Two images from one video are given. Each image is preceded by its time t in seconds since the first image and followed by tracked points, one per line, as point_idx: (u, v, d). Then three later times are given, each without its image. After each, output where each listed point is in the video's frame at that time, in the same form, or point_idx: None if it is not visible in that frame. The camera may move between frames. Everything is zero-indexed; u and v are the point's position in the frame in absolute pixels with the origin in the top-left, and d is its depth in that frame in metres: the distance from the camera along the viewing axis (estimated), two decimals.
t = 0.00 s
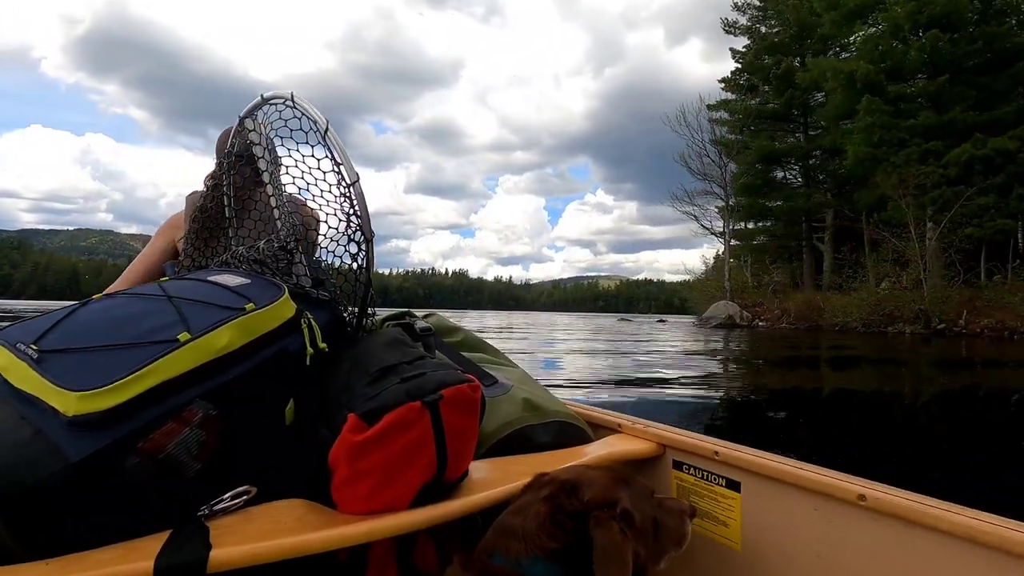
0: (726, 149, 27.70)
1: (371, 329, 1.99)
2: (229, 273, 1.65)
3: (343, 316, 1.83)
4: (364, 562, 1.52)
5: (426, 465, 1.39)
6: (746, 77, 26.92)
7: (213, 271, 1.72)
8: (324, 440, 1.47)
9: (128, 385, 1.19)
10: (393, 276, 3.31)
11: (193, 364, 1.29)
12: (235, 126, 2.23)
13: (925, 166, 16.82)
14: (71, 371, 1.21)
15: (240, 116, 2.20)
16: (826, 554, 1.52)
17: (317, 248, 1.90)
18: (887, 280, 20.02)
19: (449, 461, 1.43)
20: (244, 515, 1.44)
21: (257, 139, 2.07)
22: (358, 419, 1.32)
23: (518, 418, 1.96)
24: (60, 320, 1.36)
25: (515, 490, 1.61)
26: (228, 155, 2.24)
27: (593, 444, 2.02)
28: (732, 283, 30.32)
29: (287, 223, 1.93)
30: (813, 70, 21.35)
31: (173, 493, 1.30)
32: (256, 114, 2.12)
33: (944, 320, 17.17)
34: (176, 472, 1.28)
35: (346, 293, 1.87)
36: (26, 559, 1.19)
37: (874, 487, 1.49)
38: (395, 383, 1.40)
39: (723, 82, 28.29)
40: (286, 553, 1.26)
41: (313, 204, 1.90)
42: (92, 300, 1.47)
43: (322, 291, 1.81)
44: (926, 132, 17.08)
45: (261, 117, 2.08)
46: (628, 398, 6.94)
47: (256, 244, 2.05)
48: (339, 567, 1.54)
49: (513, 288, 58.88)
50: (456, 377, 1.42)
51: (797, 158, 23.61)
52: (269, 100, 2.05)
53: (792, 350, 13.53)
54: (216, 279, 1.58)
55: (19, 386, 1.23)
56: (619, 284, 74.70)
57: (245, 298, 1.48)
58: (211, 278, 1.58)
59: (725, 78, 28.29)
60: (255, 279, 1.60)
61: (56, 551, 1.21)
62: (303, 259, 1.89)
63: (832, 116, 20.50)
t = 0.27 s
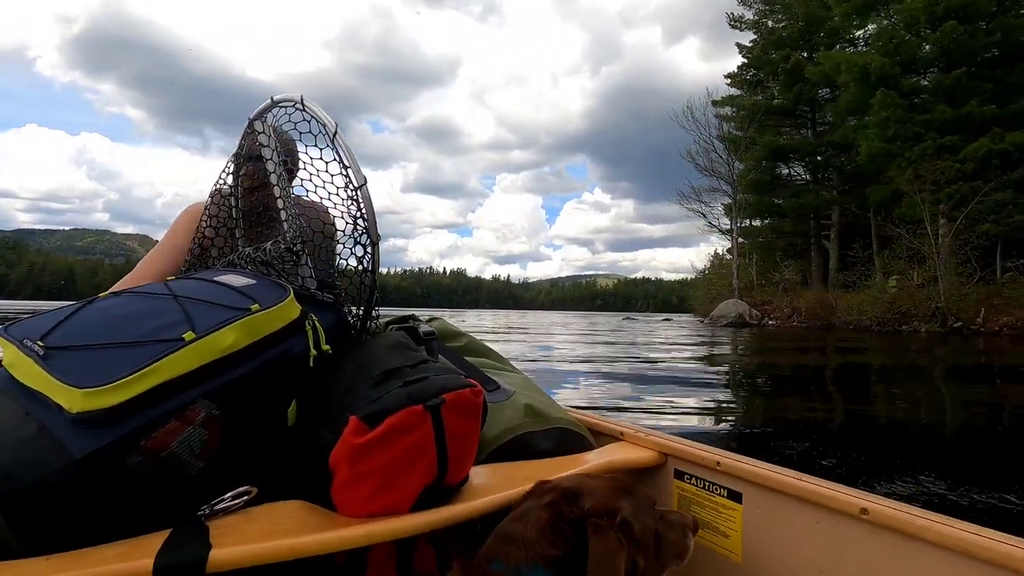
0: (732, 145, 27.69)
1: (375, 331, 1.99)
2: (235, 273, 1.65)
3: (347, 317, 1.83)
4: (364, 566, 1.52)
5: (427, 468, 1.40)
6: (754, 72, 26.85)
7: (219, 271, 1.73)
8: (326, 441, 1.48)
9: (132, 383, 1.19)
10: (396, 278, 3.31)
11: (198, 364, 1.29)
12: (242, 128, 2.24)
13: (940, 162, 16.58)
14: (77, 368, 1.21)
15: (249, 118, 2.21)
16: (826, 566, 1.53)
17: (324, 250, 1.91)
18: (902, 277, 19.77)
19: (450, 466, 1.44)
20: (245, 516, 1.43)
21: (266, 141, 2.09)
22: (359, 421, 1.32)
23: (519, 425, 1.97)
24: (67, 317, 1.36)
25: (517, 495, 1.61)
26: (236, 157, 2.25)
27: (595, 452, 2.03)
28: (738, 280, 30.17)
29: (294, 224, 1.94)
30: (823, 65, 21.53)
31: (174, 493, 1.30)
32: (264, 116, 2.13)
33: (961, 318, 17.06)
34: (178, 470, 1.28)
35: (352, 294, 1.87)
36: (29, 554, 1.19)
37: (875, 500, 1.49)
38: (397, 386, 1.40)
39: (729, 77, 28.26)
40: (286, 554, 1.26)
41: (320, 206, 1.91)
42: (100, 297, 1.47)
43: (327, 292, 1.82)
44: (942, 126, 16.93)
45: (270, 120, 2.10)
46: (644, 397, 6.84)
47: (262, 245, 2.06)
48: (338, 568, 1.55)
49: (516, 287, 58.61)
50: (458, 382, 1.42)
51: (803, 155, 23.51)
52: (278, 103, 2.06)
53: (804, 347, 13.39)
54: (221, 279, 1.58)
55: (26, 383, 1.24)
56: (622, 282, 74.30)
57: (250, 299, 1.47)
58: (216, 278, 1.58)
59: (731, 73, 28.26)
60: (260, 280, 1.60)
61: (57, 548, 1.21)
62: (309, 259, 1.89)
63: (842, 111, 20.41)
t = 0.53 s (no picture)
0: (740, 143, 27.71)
1: (378, 334, 1.98)
2: (238, 275, 1.65)
3: (350, 320, 1.83)
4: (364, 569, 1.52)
5: (427, 472, 1.39)
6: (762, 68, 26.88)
7: (222, 272, 1.73)
8: (326, 444, 1.47)
9: (135, 384, 1.19)
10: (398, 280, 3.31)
11: (200, 365, 1.29)
12: (248, 130, 2.24)
13: (957, 157, 16.73)
14: (79, 367, 1.20)
15: (254, 120, 2.22)
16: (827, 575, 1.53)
17: (328, 253, 1.91)
18: (920, 273, 19.60)
19: (450, 470, 1.43)
20: (245, 517, 1.43)
21: (271, 143, 2.09)
22: (360, 424, 1.32)
23: (520, 430, 1.97)
24: (71, 316, 1.36)
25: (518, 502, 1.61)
26: (241, 159, 2.25)
27: (595, 458, 2.03)
28: (747, 279, 30.04)
29: (298, 227, 1.94)
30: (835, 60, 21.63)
31: (174, 494, 1.30)
32: (269, 119, 2.13)
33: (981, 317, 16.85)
34: (178, 471, 1.28)
35: (355, 296, 1.87)
36: (27, 555, 1.19)
37: (876, 509, 1.49)
38: (398, 390, 1.40)
39: (736, 74, 28.33)
40: (285, 557, 1.26)
41: (324, 209, 1.91)
42: (102, 298, 1.46)
43: (330, 295, 1.81)
44: (957, 120, 17.09)
45: (275, 122, 2.09)
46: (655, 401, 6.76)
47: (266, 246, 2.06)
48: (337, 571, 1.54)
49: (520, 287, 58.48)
50: (459, 385, 1.41)
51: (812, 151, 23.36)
52: (283, 106, 2.06)
53: (817, 347, 13.34)
54: (224, 281, 1.58)
55: (29, 382, 1.24)
56: (624, 282, 74.02)
57: (253, 300, 1.47)
58: (220, 280, 1.58)
59: (739, 70, 28.34)
60: (263, 282, 1.60)
61: (55, 548, 1.21)
62: (313, 261, 1.91)
63: (853, 106, 20.40)
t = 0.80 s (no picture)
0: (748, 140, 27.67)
1: (375, 337, 1.97)
2: (235, 278, 1.64)
3: (346, 322, 1.82)
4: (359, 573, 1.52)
5: (424, 476, 1.39)
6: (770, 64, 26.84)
7: (219, 273, 1.72)
8: (322, 446, 1.47)
9: (130, 386, 1.19)
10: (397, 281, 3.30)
11: (196, 367, 1.28)
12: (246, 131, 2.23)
13: (976, 151, 16.50)
14: (75, 370, 1.20)
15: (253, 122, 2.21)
16: None
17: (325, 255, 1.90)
18: (940, 271, 19.33)
19: (446, 474, 1.43)
20: (241, 520, 1.43)
21: (269, 146, 2.08)
22: (356, 427, 1.33)
23: (517, 433, 1.97)
24: (67, 317, 1.35)
25: (515, 505, 1.61)
26: (239, 160, 2.24)
27: (592, 461, 2.02)
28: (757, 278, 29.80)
29: (296, 230, 1.93)
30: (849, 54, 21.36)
31: (170, 496, 1.29)
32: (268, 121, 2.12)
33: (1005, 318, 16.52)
34: (173, 474, 1.27)
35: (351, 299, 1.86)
36: (21, 557, 1.18)
37: (874, 514, 1.49)
38: (395, 393, 1.39)
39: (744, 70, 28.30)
40: (279, 561, 1.25)
41: (323, 212, 1.90)
42: (99, 299, 1.46)
43: (326, 298, 1.80)
44: (975, 114, 17.07)
45: (274, 125, 2.08)
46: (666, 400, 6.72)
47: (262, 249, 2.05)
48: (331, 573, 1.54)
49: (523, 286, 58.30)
50: (458, 390, 1.41)
51: (823, 148, 23.06)
52: (283, 108, 2.05)
53: (830, 346, 13.26)
54: (222, 283, 1.57)
55: (24, 383, 1.23)
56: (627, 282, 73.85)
57: (250, 303, 1.46)
58: (217, 282, 1.57)
59: (747, 66, 28.31)
60: (260, 284, 1.59)
61: (51, 549, 1.21)
62: (310, 263, 1.87)
63: (867, 101, 20.24)
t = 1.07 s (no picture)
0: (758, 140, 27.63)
1: (371, 332, 1.95)
2: (229, 271, 1.63)
3: (341, 318, 1.79)
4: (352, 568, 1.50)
5: (418, 473, 1.38)
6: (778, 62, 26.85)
7: (214, 268, 1.71)
8: (317, 442, 1.46)
9: (124, 379, 1.18)
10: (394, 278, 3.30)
11: (190, 361, 1.28)
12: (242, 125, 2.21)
13: (998, 150, 16.45)
14: (67, 362, 1.19)
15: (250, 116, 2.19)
16: None
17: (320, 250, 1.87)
18: (955, 271, 19.23)
19: (441, 471, 1.41)
20: (233, 514, 1.41)
21: (265, 140, 2.06)
22: (351, 423, 1.32)
23: (511, 430, 1.95)
24: (60, 310, 1.35)
25: (509, 502, 1.59)
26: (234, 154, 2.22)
27: (586, 459, 2.01)
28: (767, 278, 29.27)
29: (291, 224, 1.91)
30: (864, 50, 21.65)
31: (163, 491, 1.28)
32: (264, 115, 2.10)
33: None
34: (166, 468, 1.26)
35: (346, 293, 1.83)
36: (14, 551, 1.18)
37: (867, 514, 1.47)
38: (390, 388, 1.39)
39: (752, 67, 28.32)
40: (272, 555, 1.24)
41: (318, 206, 1.87)
42: (93, 292, 1.45)
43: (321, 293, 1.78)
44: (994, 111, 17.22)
45: (270, 118, 2.06)
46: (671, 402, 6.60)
47: (258, 243, 2.03)
48: (324, 570, 1.53)
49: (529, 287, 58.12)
50: (453, 386, 1.40)
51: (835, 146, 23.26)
52: (279, 102, 2.03)
53: (844, 346, 13.16)
54: (216, 277, 1.56)
55: (13, 377, 1.22)
56: (631, 284, 73.70)
57: (245, 297, 1.45)
58: (212, 276, 1.56)
59: (755, 64, 28.31)
60: (255, 279, 1.58)
61: (46, 544, 1.20)
62: (305, 258, 1.89)
63: (883, 98, 20.51)
